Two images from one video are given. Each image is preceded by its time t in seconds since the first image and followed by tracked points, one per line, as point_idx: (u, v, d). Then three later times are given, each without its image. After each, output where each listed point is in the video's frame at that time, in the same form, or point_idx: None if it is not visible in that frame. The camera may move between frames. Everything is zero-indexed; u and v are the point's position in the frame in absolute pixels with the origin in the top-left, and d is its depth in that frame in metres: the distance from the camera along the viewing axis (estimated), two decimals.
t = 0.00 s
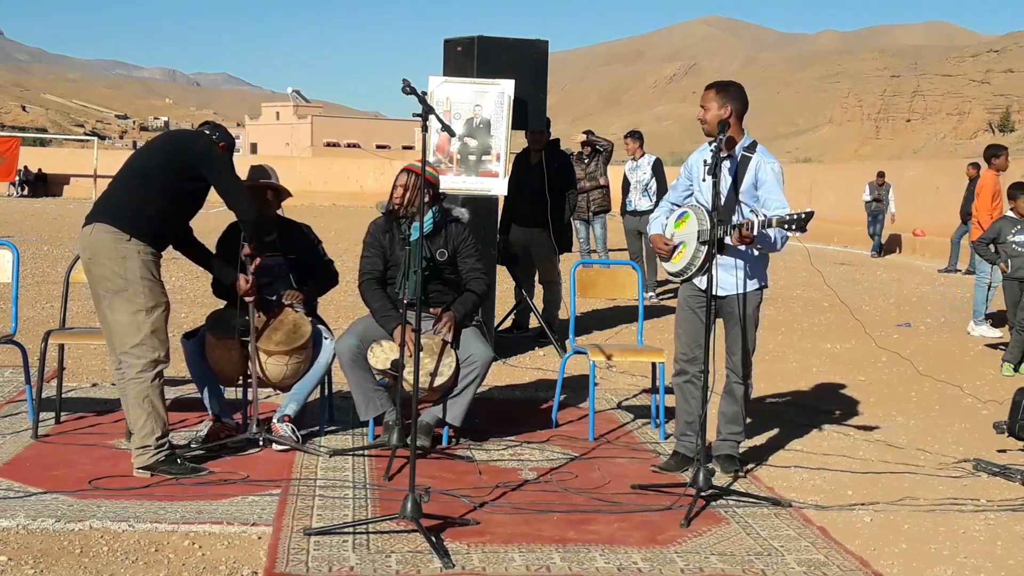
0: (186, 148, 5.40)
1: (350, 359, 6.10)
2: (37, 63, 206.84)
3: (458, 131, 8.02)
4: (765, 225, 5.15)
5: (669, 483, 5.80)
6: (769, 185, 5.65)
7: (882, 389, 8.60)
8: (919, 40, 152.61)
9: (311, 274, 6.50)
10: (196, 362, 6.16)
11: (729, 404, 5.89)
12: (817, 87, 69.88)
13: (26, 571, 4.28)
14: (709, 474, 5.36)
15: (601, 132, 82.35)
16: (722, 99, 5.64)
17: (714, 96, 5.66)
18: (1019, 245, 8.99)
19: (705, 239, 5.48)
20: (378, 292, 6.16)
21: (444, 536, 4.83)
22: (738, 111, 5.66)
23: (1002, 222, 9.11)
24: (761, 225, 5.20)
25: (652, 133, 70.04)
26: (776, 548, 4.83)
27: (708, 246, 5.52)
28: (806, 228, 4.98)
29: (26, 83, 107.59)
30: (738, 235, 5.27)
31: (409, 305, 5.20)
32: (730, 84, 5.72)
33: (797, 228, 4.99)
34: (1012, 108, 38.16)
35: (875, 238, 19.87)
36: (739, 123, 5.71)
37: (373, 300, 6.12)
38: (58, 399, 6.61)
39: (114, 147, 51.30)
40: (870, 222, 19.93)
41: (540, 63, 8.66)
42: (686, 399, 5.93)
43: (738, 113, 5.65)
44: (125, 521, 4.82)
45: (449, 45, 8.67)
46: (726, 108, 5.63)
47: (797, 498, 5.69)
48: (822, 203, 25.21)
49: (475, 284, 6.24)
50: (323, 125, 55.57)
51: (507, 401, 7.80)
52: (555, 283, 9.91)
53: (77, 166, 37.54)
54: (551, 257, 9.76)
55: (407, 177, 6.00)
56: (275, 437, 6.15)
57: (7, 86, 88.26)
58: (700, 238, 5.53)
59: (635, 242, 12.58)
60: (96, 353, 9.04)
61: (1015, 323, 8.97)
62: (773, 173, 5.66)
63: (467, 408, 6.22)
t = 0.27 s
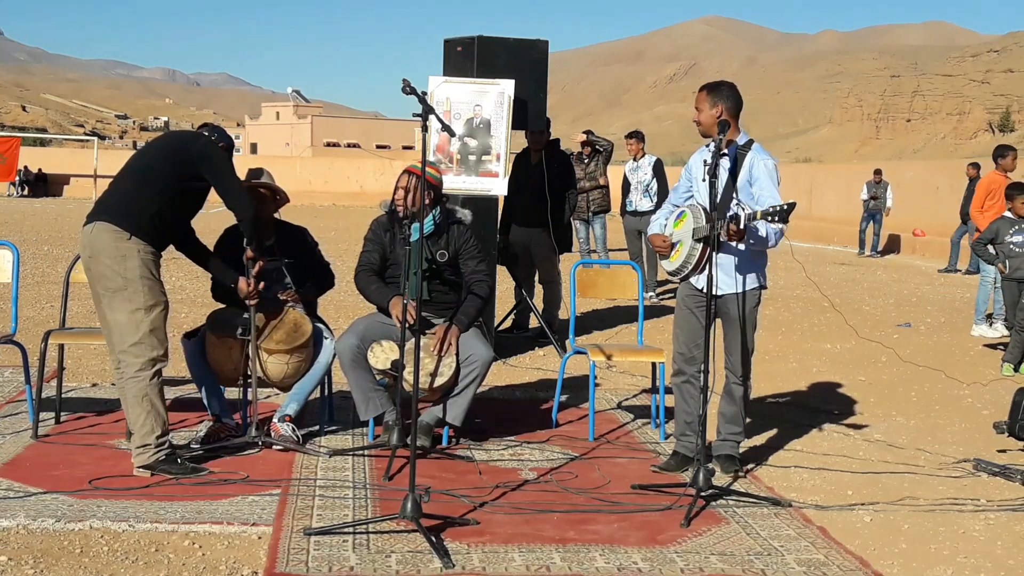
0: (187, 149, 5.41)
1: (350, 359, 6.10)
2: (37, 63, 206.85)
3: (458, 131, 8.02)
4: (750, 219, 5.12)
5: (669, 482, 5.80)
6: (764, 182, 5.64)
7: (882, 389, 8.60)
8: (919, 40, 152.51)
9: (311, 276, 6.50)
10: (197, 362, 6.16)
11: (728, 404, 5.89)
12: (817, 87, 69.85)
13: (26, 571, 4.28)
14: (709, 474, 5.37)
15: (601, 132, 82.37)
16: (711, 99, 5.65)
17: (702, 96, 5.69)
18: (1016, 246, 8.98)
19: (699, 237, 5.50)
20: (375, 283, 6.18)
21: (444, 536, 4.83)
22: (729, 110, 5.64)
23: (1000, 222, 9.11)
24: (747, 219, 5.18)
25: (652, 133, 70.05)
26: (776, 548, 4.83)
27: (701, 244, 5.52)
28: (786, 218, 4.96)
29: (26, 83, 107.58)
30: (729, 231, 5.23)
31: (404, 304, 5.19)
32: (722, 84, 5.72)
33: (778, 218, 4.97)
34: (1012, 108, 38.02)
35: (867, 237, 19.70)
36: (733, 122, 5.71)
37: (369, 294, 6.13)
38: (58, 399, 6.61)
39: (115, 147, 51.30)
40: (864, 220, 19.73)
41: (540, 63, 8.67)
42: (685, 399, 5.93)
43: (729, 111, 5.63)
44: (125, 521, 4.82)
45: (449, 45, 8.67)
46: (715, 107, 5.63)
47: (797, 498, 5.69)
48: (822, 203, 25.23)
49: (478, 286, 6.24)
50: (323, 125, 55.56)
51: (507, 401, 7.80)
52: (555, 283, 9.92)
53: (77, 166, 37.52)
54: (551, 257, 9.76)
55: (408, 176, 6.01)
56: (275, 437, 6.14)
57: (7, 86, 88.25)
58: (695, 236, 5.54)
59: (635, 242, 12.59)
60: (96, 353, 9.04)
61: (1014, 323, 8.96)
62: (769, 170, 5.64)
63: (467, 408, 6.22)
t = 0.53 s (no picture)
0: (189, 149, 5.42)
1: (350, 359, 6.09)
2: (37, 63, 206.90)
3: (458, 131, 8.02)
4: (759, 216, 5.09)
5: (669, 483, 5.80)
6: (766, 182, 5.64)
7: (882, 389, 8.61)
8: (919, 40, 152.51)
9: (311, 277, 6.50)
10: (197, 363, 6.16)
11: (727, 405, 5.90)
12: (817, 87, 69.83)
13: (26, 571, 4.28)
14: (709, 475, 5.37)
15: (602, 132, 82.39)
16: (709, 101, 5.65)
17: (701, 99, 5.68)
18: (1015, 246, 8.98)
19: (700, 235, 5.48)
20: (368, 288, 6.17)
21: (444, 536, 4.83)
22: (728, 111, 5.65)
23: (999, 223, 9.11)
24: (755, 216, 5.15)
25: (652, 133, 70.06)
26: (776, 548, 4.83)
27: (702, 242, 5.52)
28: (796, 216, 5.00)
29: (25, 82, 107.50)
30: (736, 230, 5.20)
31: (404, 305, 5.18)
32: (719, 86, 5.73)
33: (788, 215, 4.99)
34: (1012, 108, 37.78)
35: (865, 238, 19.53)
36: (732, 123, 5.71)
37: (365, 298, 6.13)
38: (58, 399, 6.61)
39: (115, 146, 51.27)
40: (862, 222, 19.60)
41: (540, 63, 8.67)
42: (683, 398, 5.94)
43: (728, 113, 5.63)
44: (125, 521, 4.82)
45: (449, 45, 8.68)
46: (714, 109, 5.63)
47: (797, 498, 5.69)
48: (823, 203, 25.25)
49: (475, 285, 6.25)
50: (322, 125, 55.57)
51: (507, 401, 7.80)
52: (555, 283, 9.92)
53: (77, 166, 37.52)
54: (551, 257, 9.76)
55: (406, 177, 6.00)
56: (275, 437, 6.13)
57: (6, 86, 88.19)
58: (697, 235, 5.51)
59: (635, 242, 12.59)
60: (96, 353, 9.04)
61: (1014, 323, 8.97)
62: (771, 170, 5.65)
63: (467, 407, 6.22)
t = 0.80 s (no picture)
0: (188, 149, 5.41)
1: (350, 359, 6.10)
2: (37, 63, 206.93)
3: (458, 131, 8.02)
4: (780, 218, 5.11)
5: (669, 483, 5.80)
6: (767, 182, 5.65)
7: (882, 389, 8.61)
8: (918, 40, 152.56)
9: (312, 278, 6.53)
10: (199, 362, 6.16)
11: (726, 406, 5.90)
12: (817, 87, 69.85)
13: (26, 571, 4.28)
14: (709, 475, 5.37)
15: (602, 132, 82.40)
16: (708, 103, 5.63)
17: (699, 101, 5.65)
18: (1016, 246, 8.96)
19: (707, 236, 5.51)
20: (377, 290, 6.18)
21: (444, 536, 4.83)
22: (727, 112, 5.65)
23: (999, 223, 9.11)
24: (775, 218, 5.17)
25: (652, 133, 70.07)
26: (776, 548, 4.84)
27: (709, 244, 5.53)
28: (827, 218, 4.98)
29: (25, 82, 107.52)
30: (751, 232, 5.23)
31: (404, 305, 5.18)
32: (715, 86, 5.71)
33: (818, 217, 4.99)
34: (1012, 108, 37.94)
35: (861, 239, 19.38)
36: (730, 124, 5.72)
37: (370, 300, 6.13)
38: (58, 399, 6.61)
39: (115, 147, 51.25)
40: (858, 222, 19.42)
41: (540, 63, 8.67)
42: (673, 397, 5.99)
43: (726, 115, 5.64)
44: (125, 521, 4.82)
45: (449, 45, 8.68)
46: (713, 112, 5.63)
47: (797, 498, 5.69)
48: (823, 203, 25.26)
49: (474, 284, 6.22)
50: (322, 125, 55.58)
51: (507, 401, 7.80)
52: (555, 283, 9.92)
53: (77, 166, 37.52)
54: (551, 257, 9.76)
55: (401, 176, 6.01)
56: (275, 436, 6.12)
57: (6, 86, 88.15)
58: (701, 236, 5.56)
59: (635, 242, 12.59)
60: (96, 353, 9.04)
61: (1015, 323, 8.97)
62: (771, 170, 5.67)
63: (468, 407, 6.22)
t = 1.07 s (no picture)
0: (188, 149, 5.41)
1: (350, 359, 6.09)
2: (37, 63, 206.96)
3: (458, 131, 8.02)
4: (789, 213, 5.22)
5: (669, 482, 5.80)
6: (750, 180, 5.72)
7: (882, 389, 8.60)
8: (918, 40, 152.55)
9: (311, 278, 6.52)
10: (199, 362, 6.15)
11: (724, 405, 5.91)
12: (817, 87, 69.84)
13: (26, 571, 4.28)
14: (709, 475, 5.37)
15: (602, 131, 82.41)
16: (689, 108, 5.71)
17: (679, 108, 5.72)
18: (1019, 245, 8.97)
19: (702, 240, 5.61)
20: (377, 289, 6.20)
21: (444, 536, 4.84)
22: (707, 115, 5.76)
23: (1003, 221, 9.08)
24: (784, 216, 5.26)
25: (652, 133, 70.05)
26: (776, 548, 4.83)
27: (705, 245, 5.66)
28: (841, 213, 5.39)
29: (25, 82, 107.52)
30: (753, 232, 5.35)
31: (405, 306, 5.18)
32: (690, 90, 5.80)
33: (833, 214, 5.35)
34: (1012, 108, 37.96)
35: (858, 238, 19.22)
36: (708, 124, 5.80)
37: (373, 299, 6.15)
38: (58, 399, 6.61)
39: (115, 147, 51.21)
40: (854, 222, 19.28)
41: (541, 63, 8.66)
42: (663, 397, 6.00)
43: (707, 117, 5.75)
44: (125, 521, 4.82)
45: (449, 45, 8.68)
46: (695, 116, 5.73)
47: (796, 498, 5.69)
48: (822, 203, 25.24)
49: (474, 285, 6.24)
50: (322, 125, 55.56)
51: (507, 401, 7.80)
52: (555, 283, 9.92)
53: (77, 166, 37.50)
54: (551, 257, 9.75)
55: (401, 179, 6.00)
56: (275, 437, 6.12)
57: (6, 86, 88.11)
58: (699, 238, 5.62)
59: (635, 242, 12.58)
60: (96, 354, 9.04)
61: (1015, 323, 8.97)
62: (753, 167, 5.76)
63: (468, 407, 6.22)
